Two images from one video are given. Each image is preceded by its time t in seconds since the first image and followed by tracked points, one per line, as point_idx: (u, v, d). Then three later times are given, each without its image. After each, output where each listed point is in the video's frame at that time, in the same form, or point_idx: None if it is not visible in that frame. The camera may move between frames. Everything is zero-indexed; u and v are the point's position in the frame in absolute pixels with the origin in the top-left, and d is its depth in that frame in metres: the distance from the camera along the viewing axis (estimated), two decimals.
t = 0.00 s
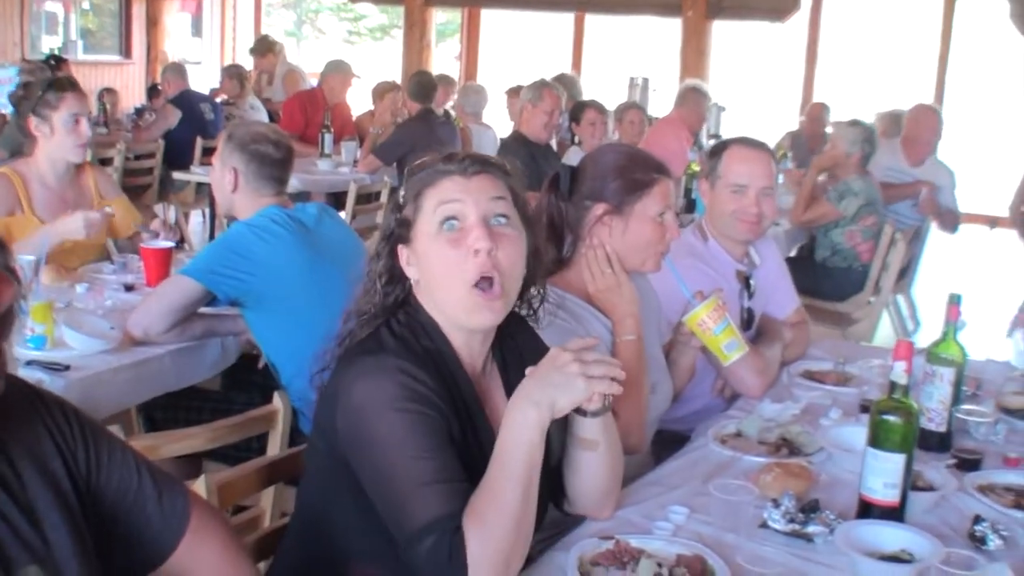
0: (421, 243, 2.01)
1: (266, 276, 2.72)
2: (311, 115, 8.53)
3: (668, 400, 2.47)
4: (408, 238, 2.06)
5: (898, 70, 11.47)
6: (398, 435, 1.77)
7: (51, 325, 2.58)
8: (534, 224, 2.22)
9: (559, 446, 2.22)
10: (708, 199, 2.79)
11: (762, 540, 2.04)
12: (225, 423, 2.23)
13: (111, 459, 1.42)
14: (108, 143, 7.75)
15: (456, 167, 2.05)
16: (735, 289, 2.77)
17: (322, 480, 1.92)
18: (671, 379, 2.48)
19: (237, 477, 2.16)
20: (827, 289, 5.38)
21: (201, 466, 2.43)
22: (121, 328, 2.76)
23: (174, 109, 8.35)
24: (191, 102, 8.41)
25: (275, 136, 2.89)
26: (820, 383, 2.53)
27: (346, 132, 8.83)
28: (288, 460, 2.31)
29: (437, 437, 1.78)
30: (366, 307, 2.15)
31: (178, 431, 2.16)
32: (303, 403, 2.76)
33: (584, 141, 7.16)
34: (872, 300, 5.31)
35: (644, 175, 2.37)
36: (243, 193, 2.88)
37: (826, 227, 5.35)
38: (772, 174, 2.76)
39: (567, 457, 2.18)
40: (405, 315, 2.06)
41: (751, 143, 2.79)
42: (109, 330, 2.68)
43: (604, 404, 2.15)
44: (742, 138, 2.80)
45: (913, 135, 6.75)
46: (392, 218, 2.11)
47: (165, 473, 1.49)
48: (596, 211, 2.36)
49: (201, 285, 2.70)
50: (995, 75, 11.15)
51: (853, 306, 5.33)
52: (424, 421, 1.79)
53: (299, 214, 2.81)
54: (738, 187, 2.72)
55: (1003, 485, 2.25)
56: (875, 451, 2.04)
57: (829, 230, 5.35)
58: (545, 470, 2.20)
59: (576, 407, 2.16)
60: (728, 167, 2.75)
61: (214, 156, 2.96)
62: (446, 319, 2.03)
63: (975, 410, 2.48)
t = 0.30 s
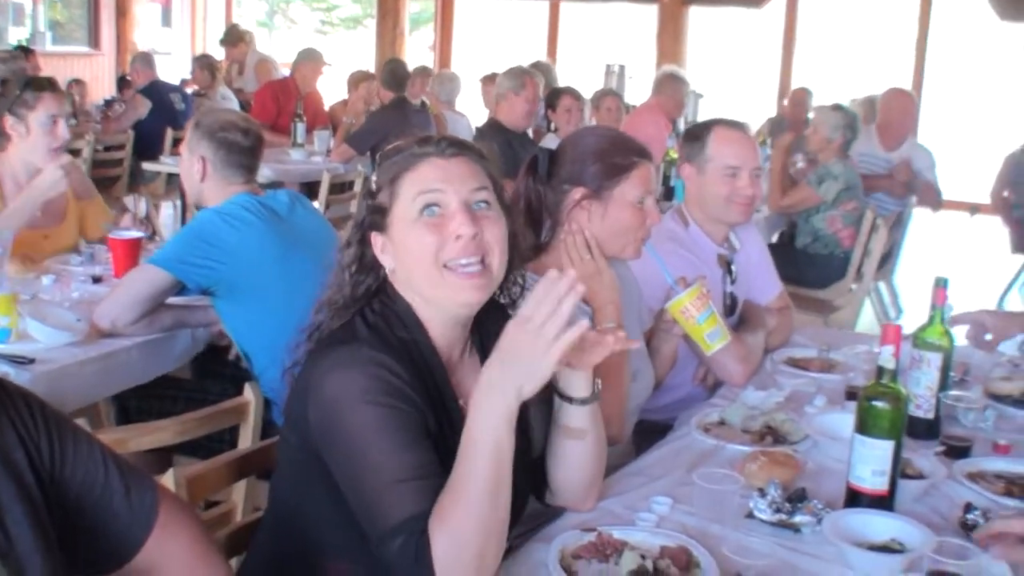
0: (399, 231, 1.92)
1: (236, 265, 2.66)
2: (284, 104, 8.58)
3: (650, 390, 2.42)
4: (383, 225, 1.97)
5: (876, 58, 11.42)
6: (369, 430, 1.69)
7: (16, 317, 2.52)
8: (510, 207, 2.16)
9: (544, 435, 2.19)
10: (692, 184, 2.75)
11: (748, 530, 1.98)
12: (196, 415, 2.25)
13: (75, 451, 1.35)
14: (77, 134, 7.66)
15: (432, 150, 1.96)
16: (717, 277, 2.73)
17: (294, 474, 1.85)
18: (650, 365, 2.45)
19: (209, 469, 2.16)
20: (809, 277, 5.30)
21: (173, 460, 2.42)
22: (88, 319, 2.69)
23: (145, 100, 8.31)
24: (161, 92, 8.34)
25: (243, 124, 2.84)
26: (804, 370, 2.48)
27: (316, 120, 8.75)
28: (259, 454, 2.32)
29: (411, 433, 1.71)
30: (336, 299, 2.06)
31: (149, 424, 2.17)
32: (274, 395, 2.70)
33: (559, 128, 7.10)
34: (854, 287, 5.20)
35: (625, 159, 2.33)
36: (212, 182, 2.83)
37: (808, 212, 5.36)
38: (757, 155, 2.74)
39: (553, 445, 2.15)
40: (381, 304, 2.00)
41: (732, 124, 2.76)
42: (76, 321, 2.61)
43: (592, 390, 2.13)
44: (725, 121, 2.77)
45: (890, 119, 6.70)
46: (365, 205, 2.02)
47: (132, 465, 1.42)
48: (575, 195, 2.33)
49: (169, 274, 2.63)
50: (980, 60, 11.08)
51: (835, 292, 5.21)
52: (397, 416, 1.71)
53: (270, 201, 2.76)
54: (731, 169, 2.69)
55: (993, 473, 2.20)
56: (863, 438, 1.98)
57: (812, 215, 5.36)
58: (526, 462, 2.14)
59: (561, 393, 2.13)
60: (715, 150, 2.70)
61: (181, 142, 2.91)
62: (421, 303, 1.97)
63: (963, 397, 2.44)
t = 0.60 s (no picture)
0: (356, 217, 1.68)
1: (187, 254, 2.45)
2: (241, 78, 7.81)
3: (648, 392, 2.19)
4: (340, 210, 1.73)
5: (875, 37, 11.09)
6: (329, 436, 1.44)
7: None
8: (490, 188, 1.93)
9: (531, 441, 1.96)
10: (697, 163, 2.55)
11: (757, 548, 1.75)
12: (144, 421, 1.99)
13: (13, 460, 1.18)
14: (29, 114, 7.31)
15: (389, 124, 1.73)
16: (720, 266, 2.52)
17: (250, 482, 1.61)
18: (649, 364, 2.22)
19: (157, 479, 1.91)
20: (820, 265, 5.03)
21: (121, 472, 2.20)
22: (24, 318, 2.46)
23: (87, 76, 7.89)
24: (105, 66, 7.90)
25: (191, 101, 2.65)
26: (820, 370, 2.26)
27: (280, 95, 8.13)
28: (212, 461, 2.06)
29: (381, 444, 1.45)
30: (289, 295, 1.83)
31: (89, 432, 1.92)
32: (228, 395, 2.49)
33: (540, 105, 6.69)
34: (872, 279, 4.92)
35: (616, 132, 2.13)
36: (158, 166, 2.65)
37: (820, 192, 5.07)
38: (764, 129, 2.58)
39: (540, 454, 1.93)
40: (341, 297, 1.77)
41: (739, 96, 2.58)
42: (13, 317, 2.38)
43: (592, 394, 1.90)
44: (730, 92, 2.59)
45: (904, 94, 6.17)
46: (319, 191, 1.79)
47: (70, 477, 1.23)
48: (554, 175, 2.14)
49: (114, 266, 2.42)
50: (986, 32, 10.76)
51: (851, 284, 4.94)
52: (365, 424, 1.45)
53: (222, 184, 2.56)
54: (740, 147, 2.52)
55: None
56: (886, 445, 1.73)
57: (823, 197, 5.08)
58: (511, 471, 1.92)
59: (555, 397, 1.90)
60: (721, 125, 2.54)
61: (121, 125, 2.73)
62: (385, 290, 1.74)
63: (996, 399, 2.22)
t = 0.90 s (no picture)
0: (346, 210, 1.48)
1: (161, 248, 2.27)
2: (218, 55, 7.12)
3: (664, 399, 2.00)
4: (329, 202, 1.52)
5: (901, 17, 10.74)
6: (323, 441, 1.37)
7: None
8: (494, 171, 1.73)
9: (537, 454, 1.77)
10: (714, 144, 2.39)
11: (789, 570, 1.53)
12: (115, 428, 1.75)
13: None
14: None
15: (379, 104, 1.51)
16: (745, 259, 2.33)
17: (235, 492, 1.49)
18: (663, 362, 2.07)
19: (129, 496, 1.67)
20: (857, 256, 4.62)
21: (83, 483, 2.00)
22: None
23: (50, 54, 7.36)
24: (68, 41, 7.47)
25: (161, 80, 2.48)
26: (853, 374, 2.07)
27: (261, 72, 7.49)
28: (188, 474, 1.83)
29: (380, 447, 1.39)
30: (269, 291, 1.62)
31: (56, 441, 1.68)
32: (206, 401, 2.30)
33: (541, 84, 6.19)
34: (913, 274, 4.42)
35: (579, 99, 1.99)
36: (129, 152, 2.47)
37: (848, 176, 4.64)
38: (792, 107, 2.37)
39: (546, 469, 1.74)
40: (329, 291, 1.58)
41: (758, 70, 2.38)
42: None
43: (597, 407, 1.71)
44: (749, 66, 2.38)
45: (950, 73, 5.66)
46: (304, 177, 1.57)
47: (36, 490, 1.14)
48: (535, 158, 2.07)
49: (81, 260, 2.23)
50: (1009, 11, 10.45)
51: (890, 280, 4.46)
52: (362, 426, 1.39)
53: (198, 171, 2.39)
54: (756, 126, 2.33)
55: None
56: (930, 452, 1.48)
57: (853, 180, 4.64)
58: (513, 487, 1.73)
59: (555, 409, 1.72)
60: (737, 101, 2.34)
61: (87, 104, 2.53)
62: (382, 292, 1.54)
63: None
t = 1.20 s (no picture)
0: (369, 222, 1.38)
1: (169, 249, 2.17)
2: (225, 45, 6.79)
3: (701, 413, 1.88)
4: (349, 205, 1.41)
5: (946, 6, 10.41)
6: (346, 457, 1.27)
7: None
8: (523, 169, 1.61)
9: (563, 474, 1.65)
10: (750, 142, 2.27)
11: None
12: (117, 442, 1.63)
13: None
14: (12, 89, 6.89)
15: (403, 106, 1.40)
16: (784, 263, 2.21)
17: (250, 513, 1.38)
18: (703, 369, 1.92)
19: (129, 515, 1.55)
20: (900, 258, 4.44)
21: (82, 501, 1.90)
22: None
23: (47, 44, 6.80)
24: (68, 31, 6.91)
25: (171, 76, 2.38)
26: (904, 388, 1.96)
27: (270, 66, 7.16)
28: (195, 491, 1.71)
29: (403, 462, 1.29)
30: (286, 296, 1.52)
31: (52, 456, 1.56)
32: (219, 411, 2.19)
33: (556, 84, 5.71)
34: (962, 280, 4.22)
35: (601, 97, 1.85)
36: (136, 152, 2.36)
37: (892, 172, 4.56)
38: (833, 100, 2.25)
39: (571, 490, 1.63)
40: (347, 296, 1.47)
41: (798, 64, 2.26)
42: None
43: (623, 430, 1.59)
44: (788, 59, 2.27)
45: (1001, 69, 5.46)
46: (321, 175, 1.46)
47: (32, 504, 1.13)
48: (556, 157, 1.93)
49: (81, 262, 2.13)
50: None
51: (936, 286, 4.26)
52: (385, 439, 1.29)
53: (206, 171, 2.28)
54: (795, 122, 2.21)
55: None
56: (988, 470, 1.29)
57: (896, 176, 4.56)
58: (538, 505, 1.62)
59: (579, 430, 1.60)
60: (776, 95, 2.23)
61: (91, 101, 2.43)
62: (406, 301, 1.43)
63: None
